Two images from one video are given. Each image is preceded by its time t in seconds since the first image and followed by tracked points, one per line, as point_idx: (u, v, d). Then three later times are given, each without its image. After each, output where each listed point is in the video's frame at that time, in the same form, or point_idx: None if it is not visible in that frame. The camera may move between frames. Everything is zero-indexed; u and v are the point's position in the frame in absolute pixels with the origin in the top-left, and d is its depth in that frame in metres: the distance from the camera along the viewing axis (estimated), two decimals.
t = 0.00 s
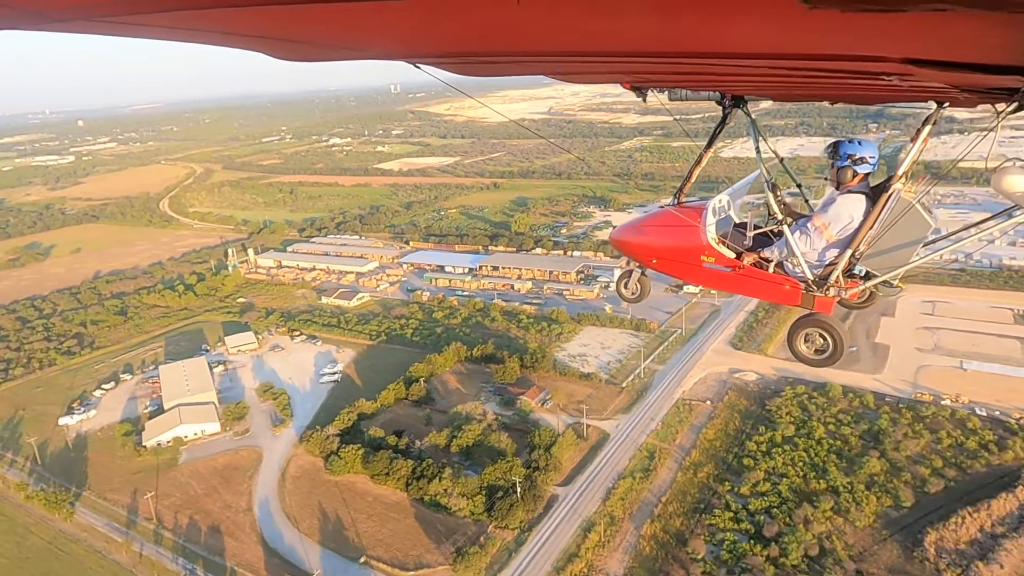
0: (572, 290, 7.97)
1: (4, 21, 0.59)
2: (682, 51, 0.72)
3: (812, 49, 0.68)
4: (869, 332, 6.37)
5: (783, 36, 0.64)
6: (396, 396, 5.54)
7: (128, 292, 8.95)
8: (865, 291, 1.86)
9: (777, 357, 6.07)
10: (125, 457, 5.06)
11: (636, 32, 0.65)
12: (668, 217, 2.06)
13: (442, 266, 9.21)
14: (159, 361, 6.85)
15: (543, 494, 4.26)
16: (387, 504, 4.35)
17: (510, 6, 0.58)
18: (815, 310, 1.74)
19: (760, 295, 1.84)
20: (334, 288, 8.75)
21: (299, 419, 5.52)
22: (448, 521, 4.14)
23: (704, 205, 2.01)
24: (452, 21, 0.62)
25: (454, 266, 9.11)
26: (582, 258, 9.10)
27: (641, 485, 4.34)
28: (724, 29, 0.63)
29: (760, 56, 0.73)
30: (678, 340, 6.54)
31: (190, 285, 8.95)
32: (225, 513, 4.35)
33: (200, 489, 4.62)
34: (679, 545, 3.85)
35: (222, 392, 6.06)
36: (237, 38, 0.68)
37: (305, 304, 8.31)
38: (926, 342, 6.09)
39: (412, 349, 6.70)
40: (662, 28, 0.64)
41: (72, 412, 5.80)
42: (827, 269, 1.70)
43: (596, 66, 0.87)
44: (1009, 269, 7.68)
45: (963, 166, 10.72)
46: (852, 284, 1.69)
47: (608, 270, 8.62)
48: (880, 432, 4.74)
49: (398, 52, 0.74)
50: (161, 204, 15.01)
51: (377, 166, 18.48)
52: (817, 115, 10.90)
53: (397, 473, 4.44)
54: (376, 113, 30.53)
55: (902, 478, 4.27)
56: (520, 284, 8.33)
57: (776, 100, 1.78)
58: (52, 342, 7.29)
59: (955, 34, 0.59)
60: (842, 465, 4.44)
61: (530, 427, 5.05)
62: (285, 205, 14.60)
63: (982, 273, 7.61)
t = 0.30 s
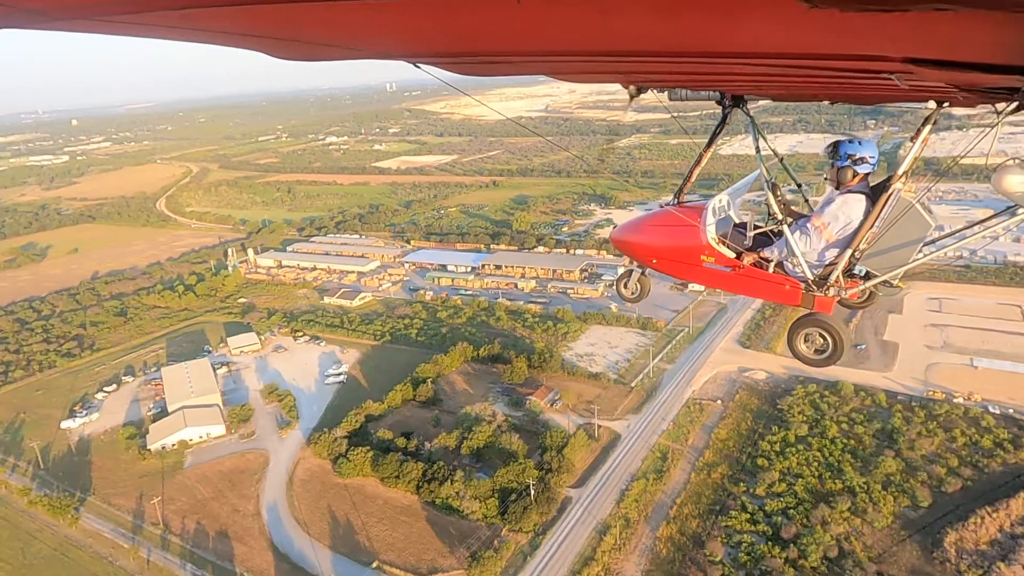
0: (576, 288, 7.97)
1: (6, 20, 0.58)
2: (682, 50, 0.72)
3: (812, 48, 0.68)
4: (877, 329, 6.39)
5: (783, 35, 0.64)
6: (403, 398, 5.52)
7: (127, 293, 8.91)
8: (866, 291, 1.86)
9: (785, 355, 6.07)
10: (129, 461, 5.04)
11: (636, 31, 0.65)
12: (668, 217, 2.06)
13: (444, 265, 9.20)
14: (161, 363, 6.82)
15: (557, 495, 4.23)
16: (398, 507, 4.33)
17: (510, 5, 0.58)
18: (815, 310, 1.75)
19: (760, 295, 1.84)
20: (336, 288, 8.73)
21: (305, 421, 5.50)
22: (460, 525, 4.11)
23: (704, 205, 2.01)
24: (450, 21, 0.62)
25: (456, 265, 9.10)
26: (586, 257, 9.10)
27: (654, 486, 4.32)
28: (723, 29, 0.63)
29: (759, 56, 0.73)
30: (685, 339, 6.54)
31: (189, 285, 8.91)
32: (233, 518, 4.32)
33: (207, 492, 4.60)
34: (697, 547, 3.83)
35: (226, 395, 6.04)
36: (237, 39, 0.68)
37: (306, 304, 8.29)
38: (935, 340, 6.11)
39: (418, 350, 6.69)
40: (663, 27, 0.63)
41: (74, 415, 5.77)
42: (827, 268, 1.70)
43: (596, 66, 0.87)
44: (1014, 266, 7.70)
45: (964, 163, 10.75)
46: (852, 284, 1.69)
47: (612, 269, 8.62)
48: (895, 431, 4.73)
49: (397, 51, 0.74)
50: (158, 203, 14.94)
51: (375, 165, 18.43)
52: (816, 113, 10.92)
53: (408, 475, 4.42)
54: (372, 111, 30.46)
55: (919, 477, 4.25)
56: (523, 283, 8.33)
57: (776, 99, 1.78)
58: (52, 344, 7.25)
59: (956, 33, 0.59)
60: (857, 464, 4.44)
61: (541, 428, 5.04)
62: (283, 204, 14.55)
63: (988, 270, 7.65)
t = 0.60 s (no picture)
0: (581, 288, 7.98)
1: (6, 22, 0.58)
2: (682, 51, 0.71)
3: (811, 49, 0.67)
4: (886, 327, 6.40)
5: (781, 36, 0.63)
6: (410, 399, 5.52)
7: (127, 294, 8.88)
8: (865, 291, 1.84)
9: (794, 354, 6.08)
10: (134, 464, 5.02)
11: (636, 32, 0.64)
12: (668, 217, 2.06)
13: (447, 265, 9.19)
14: (163, 365, 6.80)
15: (571, 498, 4.23)
16: (411, 510, 4.32)
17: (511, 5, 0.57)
18: (815, 310, 1.74)
19: (760, 295, 1.85)
20: (339, 287, 8.72)
21: (312, 423, 5.49)
22: (474, 529, 4.11)
23: (704, 205, 2.01)
24: (449, 21, 0.61)
25: (459, 264, 9.10)
26: (590, 256, 9.10)
27: (670, 488, 4.32)
28: (723, 30, 0.62)
29: (756, 57, 0.72)
30: (693, 338, 6.54)
31: (189, 285, 8.89)
32: (242, 524, 4.30)
33: (214, 497, 4.58)
34: (716, 551, 3.82)
35: (231, 397, 6.03)
36: (237, 40, 0.67)
37: (309, 305, 8.28)
38: (945, 338, 6.13)
39: (423, 350, 6.68)
40: (661, 29, 0.63)
41: (77, 419, 5.74)
42: (827, 269, 1.69)
43: (596, 67, 0.86)
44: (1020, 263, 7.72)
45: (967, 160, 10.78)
46: (851, 284, 1.69)
47: (616, 268, 8.62)
48: (909, 431, 4.74)
49: (397, 53, 0.73)
50: (155, 203, 14.89)
51: (373, 163, 18.39)
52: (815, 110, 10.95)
53: (419, 478, 4.41)
54: (369, 110, 30.40)
55: (936, 478, 4.27)
56: (528, 282, 8.32)
57: (776, 99, 1.77)
58: (52, 347, 7.22)
59: (953, 34, 0.58)
60: (874, 465, 4.44)
61: (554, 430, 5.03)
62: (282, 204, 14.52)
63: (994, 267, 7.68)
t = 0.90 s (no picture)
0: (585, 287, 7.97)
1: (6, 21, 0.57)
2: (683, 51, 0.71)
3: (810, 49, 0.67)
4: (895, 326, 6.42)
5: (780, 36, 0.63)
6: (418, 401, 5.51)
7: (126, 295, 8.83)
8: (865, 291, 1.84)
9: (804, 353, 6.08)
10: (139, 470, 4.99)
11: (637, 32, 0.64)
12: (668, 217, 2.05)
13: (450, 264, 9.18)
14: (165, 367, 6.77)
15: (586, 501, 4.21)
16: (423, 515, 4.30)
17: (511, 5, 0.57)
18: (815, 310, 1.74)
19: (760, 295, 1.84)
20: (341, 288, 8.69)
21: (318, 426, 5.48)
22: (487, 532, 4.09)
23: (704, 206, 2.00)
24: (449, 20, 0.60)
25: (461, 264, 9.10)
26: (593, 255, 9.10)
27: (685, 490, 4.31)
28: (724, 31, 0.62)
29: (756, 57, 0.72)
30: (702, 337, 6.54)
31: (189, 286, 8.86)
32: (251, 529, 4.28)
33: (222, 502, 4.56)
34: (735, 554, 3.82)
35: (236, 400, 6.01)
36: (238, 39, 0.66)
37: (311, 305, 8.26)
38: (955, 336, 6.14)
39: (429, 351, 6.67)
40: (662, 28, 0.62)
41: (79, 422, 5.71)
42: (827, 269, 1.69)
43: (596, 68, 0.85)
44: None
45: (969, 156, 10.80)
46: (852, 285, 1.69)
47: (620, 267, 8.63)
48: (924, 430, 4.75)
49: (397, 53, 0.72)
50: (153, 203, 14.82)
51: (372, 163, 18.36)
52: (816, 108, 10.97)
53: (431, 481, 4.40)
54: (366, 109, 30.34)
55: (953, 478, 4.27)
56: (532, 281, 8.31)
57: (776, 99, 1.77)
58: (52, 349, 7.18)
59: (952, 35, 0.58)
60: (891, 466, 4.44)
61: (566, 432, 5.02)
62: (281, 203, 14.47)
63: (1000, 265, 7.71)
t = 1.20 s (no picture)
0: (590, 287, 7.97)
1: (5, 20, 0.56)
2: (684, 51, 0.70)
3: (811, 49, 0.67)
4: (904, 324, 6.44)
5: (781, 36, 0.62)
6: (426, 403, 5.51)
7: (125, 297, 8.78)
8: (864, 291, 1.84)
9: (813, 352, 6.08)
10: (145, 476, 4.96)
11: (638, 34, 0.63)
12: (668, 217, 2.05)
13: (452, 264, 9.17)
14: (167, 369, 6.75)
15: (601, 505, 4.20)
16: (435, 519, 4.28)
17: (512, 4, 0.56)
18: (815, 310, 1.74)
19: (760, 295, 1.84)
20: (343, 289, 8.67)
21: (325, 429, 5.47)
22: (501, 537, 4.08)
23: (704, 205, 2.00)
24: (448, 20, 0.60)
25: (464, 264, 9.09)
26: (597, 254, 9.10)
27: (700, 492, 4.32)
28: (725, 30, 0.61)
29: (757, 58, 0.71)
30: (709, 337, 6.54)
31: (189, 288, 8.83)
32: (261, 535, 4.26)
33: (230, 508, 4.53)
34: (754, 557, 3.81)
35: (241, 402, 5.99)
36: (237, 38, 0.65)
37: (313, 306, 8.24)
38: (964, 335, 6.16)
39: (434, 352, 6.67)
40: (663, 28, 0.62)
41: (82, 427, 5.68)
42: (827, 269, 1.69)
43: (597, 68, 0.85)
44: None
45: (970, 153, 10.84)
46: (852, 284, 1.69)
47: (624, 266, 8.62)
48: (939, 430, 4.77)
49: (395, 53, 0.72)
50: (150, 204, 14.76)
51: (370, 162, 18.31)
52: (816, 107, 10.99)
53: (443, 485, 4.39)
54: (363, 108, 30.25)
55: (970, 479, 4.29)
56: (536, 281, 8.30)
57: (776, 99, 1.76)
58: (51, 352, 7.14)
59: (953, 34, 0.58)
60: (907, 467, 4.44)
61: (579, 435, 5.02)
62: (280, 203, 14.43)
63: (1005, 262, 7.74)
